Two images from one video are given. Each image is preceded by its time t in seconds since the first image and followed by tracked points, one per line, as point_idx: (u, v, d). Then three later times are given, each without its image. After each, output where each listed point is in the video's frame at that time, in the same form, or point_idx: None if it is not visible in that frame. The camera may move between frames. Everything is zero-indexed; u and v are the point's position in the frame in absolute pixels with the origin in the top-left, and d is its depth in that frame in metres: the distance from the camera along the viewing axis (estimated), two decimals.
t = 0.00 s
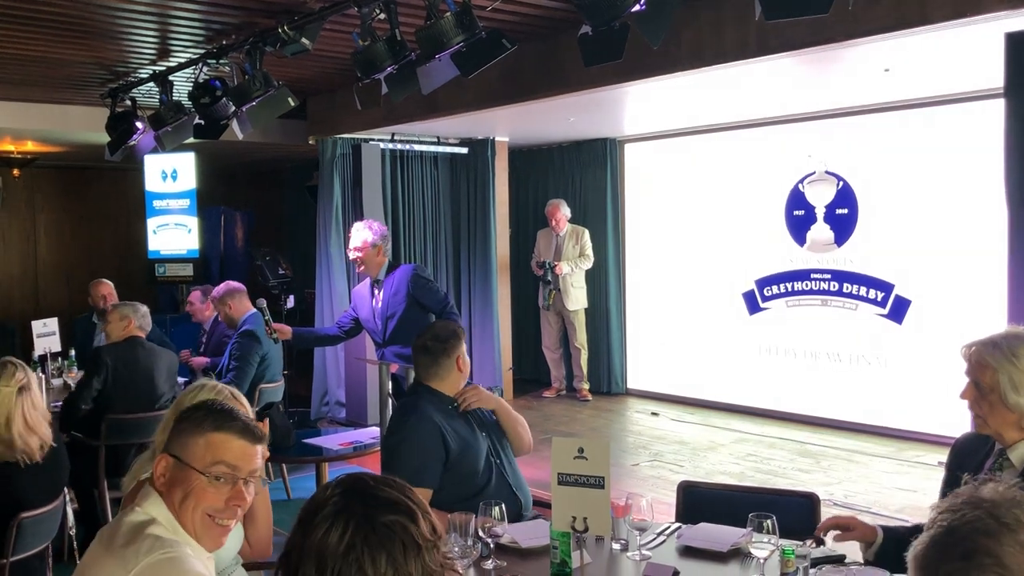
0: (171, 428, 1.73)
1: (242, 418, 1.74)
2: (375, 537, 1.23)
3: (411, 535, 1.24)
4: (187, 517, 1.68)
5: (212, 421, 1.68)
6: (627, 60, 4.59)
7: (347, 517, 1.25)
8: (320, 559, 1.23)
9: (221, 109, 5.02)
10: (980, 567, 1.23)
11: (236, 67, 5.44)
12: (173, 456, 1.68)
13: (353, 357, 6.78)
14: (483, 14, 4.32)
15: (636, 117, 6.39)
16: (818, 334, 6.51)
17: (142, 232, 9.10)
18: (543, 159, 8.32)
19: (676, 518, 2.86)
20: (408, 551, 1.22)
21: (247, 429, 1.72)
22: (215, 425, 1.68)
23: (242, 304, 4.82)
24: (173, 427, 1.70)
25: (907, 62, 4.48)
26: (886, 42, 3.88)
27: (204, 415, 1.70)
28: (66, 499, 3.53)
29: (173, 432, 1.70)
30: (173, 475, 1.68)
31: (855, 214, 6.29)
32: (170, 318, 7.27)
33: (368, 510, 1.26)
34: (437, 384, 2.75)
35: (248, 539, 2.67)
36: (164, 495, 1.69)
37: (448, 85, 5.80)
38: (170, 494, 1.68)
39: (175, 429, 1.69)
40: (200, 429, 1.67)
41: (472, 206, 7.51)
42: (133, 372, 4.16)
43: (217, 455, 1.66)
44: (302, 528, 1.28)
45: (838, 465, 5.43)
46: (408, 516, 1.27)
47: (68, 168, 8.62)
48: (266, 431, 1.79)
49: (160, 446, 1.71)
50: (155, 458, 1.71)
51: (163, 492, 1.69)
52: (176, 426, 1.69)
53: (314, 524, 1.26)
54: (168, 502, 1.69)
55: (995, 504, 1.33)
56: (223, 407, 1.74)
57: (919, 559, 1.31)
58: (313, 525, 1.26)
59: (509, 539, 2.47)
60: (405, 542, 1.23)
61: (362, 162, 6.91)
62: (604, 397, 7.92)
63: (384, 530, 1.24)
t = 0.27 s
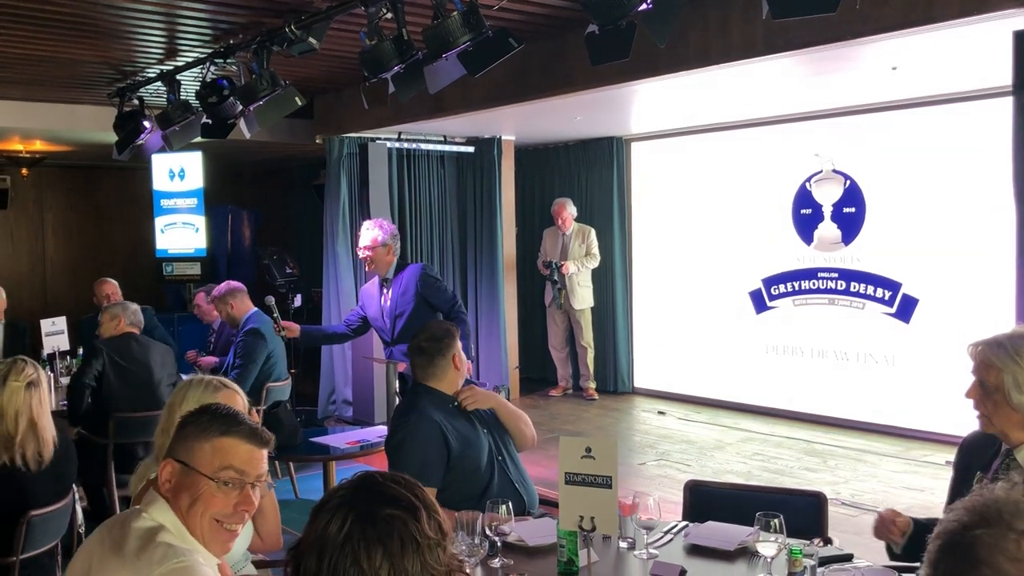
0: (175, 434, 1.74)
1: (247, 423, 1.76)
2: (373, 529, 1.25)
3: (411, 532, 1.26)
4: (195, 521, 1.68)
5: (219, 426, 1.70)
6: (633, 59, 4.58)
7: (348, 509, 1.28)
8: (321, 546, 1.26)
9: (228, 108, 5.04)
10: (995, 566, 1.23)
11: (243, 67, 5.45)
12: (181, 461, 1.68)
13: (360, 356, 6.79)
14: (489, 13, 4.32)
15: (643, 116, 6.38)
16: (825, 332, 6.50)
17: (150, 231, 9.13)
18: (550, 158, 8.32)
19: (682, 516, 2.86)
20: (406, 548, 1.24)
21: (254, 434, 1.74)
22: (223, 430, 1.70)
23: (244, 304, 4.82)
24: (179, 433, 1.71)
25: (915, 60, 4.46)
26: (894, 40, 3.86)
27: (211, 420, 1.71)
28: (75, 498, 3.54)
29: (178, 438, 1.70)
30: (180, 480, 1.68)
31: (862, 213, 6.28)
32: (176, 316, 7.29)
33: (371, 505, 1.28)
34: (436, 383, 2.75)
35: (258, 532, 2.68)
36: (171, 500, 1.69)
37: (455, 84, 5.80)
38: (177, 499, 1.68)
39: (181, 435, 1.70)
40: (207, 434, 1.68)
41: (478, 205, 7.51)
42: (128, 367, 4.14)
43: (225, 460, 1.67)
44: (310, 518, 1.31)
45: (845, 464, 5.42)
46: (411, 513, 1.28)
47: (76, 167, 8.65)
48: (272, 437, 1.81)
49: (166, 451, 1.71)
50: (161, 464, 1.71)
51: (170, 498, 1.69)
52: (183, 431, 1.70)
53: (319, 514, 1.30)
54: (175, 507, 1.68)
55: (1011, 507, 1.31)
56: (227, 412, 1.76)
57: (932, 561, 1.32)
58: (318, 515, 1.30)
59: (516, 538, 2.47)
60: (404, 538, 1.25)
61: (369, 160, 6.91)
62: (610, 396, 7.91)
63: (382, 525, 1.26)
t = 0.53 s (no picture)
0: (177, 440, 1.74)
1: (250, 429, 1.76)
2: (361, 522, 1.27)
3: (399, 528, 1.26)
4: (198, 531, 1.69)
5: (221, 434, 1.70)
6: (638, 59, 4.59)
7: (345, 500, 1.31)
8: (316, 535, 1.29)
9: (233, 109, 5.05)
10: (993, 564, 1.24)
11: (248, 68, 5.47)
12: (183, 470, 1.69)
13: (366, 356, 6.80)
14: (494, 14, 4.33)
15: (647, 116, 6.38)
16: (831, 332, 6.49)
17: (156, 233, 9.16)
18: (554, 159, 8.32)
19: (688, 516, 2.87)
20: (392, 542, 1.25)
21: (257, 441, 1.75)
22: (226, 438, 1.70)
23: (248, 306, 4.87)
24: (181, 441, 1.71)
25: (920, 59, 4.45)
26: (899, 39, 3.86)
27: (213, 428, 1.71)
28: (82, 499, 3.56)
29: (181, 446, 1.71)
30: (183, 489, 1.69)
31: (867, 212, 6.27)
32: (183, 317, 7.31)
33: (366, 499, 1.30)
34: (439, 384, 2.76)
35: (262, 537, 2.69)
36: (174, 510, 1.70)
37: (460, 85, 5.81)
38: (180, 509, 1.69)
39: (183, 443, 1.70)
40: (210, 442, 1.69)
41: (483, 205, 7.52)
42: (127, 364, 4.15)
43: (229, 469, 1.68)
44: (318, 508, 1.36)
45: (851, 464, 5.41)
46: (405, 511, 1.29)
47: (82, 169, 8.68)
48: (276, 441, 1.82)
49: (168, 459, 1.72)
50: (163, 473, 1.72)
51: (173, 508, 1.70)
52: (185, 440, 1.70)
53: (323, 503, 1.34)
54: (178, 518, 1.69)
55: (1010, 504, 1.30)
56: (230, 418, 1.76)
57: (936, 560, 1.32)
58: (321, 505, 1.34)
59: (523, 538, 2.47)
60: (392, 533, 1.26)
61: (374, 161, 6.93)
62: (616, 396, 7.91)
63: (372, 517, 1.27)
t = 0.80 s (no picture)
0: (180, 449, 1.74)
1: (252, 440, 1.76)
2: (375, 528, 1.27)
3: (414, 534, 1.27)
4: (197, 542, 1.68)
5: (222, 444, 1.71)
6: (637, 62, 4.59)
7: (357, 506, 1.31)
8: (327, 540, 1.28)
9: (233, 114, 5.06)
10: (991, 568, 1.24)
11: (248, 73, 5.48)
12: (183, 480, 1.69)
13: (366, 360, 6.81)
14: (492, 18, 4.34)
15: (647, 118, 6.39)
16: (831, 334, 6.49)
17: (157, 237, 9.17)
18: (554, 162, 8.33)
19: (689, 519, 2.87)
20: (408, 549, 1.25)
21: (258, 453, 1.74)
22: (227, 449, 1.71)
23: (247, 309, 4.87)
24: (182, 452, 1.72)
25: (919, 61, 4.45)
26: (898, 41, 3.86)
27: (215, 439, 1.72)
28: (83, 504, 3.56)
29: (182, 455, 1.71)
30: (182, 499, 1.69)
31: (867, 214, 6.28)
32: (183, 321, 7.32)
33: (381, 506, 1.30)
34: (439, 389, 2.76)
35: (264, 541, 2.69)
36: (174, 521, 1.70)
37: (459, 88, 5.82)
38: (179, 519, 1.69)
39: (183, 453, 1.71)
40: (211, 452, 1.69)
41: (483, 208, 7.52)
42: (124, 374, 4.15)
43: (228, 479, 1.68)
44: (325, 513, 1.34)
45: (851, 466, 5.41)
46: (416, 517, 1.29)
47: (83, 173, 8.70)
48: (278, 453, 1.82)
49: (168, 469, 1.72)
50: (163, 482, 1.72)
51: (172, 518, 1.70)
52: (187, 451, 1.71)
53: (329, 509, 1.33)
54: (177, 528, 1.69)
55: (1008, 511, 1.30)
56: (232, 428, 1.77)
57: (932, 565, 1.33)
58: (331, 509, 1.33)
59: (522, 542, 2.47)
60: (406, 539, 1.26)
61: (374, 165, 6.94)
62: (616, 398, 7.91)
63: (386, 523, 1.27)
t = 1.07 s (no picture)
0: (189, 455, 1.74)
1: (261, 445, 1.76)
2: (371, 532, 1.27)
3: (409, 537, 1.27)
4: (204, 547, 1.69)
5: (230, 449, 1.70)
6: (634, 65, 4.59)
7: (352, 510, 1.31)
8: (321, 546, 1.28)
9: (231, 117, 5.06)
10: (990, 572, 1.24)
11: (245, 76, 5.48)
12: (191, 485, 1.69)
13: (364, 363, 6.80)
14: (490, 21, 4.34)
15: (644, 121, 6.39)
16: (829, 336, 6.49)
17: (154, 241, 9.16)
18: (552, 165, 8.33)
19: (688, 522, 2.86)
20: (403, 552, 1.25)
21: (267, 460, 1.74)
22: (234, 454, 1.70)
23: (248, 313, 4.87)
24: (191, 457, 1.72)
25: (916, 63, 4.46)
26: (895, 43, 3.86)
27: (225, 444, 1.72)
28: (81, 509, 3.56)
29: (192, 460, 1.71)
30: (190, 504, 1.69)
31: (864, 215, 6.28)
32: (181, 325, 7.31)
33: (376, 510, 1.30)
34: (437, 393, 2.76)
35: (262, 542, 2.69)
36: (182, 525, 1.70)
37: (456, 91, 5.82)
38: (187, 524, 1.70)
39: (192, 458, 1.71)
40: (220, 457, 1.69)
41: (481, 211, 7.52)
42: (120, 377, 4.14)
43: (236, 485, 1.68)
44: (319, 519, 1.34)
45: (850, 468, 5.41)
46: (411, 519, 1.30)
47: (81, 177, 8.69)
48: (287, 459, 1.81)
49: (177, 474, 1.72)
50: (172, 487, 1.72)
51: (180, 522, 1.70)
52: (195, 456, 1.71)
53: (323, 515, 1.32)
54: (184, 532, 1.70)
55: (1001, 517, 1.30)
56: (241, 434, 1.76)
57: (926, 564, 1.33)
58: (324, 515, 1.32)
59: (521, 545, 2.47)
60: (402, 543, 1.26)
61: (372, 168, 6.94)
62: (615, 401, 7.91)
63: (381, 527, 1.27)
